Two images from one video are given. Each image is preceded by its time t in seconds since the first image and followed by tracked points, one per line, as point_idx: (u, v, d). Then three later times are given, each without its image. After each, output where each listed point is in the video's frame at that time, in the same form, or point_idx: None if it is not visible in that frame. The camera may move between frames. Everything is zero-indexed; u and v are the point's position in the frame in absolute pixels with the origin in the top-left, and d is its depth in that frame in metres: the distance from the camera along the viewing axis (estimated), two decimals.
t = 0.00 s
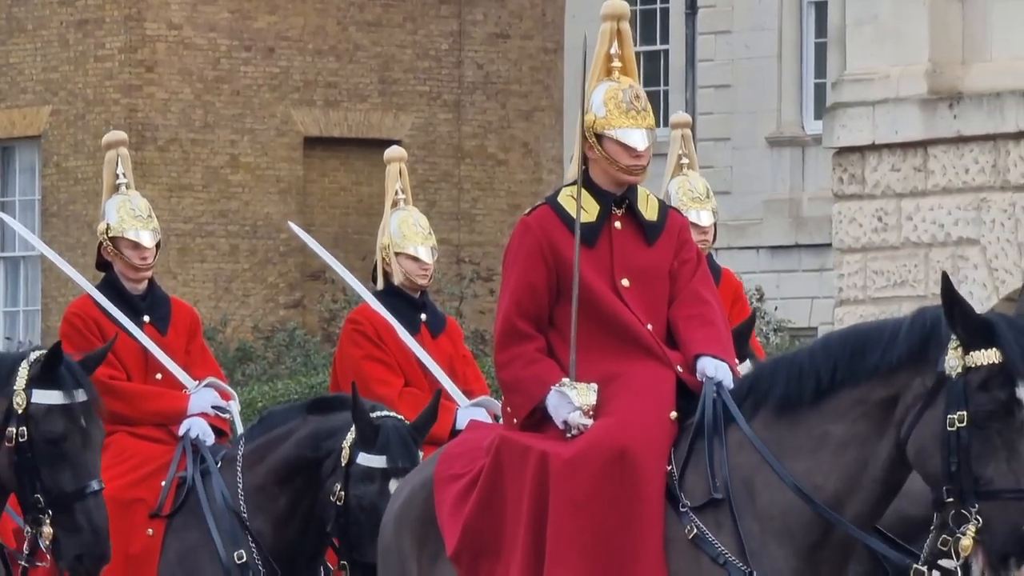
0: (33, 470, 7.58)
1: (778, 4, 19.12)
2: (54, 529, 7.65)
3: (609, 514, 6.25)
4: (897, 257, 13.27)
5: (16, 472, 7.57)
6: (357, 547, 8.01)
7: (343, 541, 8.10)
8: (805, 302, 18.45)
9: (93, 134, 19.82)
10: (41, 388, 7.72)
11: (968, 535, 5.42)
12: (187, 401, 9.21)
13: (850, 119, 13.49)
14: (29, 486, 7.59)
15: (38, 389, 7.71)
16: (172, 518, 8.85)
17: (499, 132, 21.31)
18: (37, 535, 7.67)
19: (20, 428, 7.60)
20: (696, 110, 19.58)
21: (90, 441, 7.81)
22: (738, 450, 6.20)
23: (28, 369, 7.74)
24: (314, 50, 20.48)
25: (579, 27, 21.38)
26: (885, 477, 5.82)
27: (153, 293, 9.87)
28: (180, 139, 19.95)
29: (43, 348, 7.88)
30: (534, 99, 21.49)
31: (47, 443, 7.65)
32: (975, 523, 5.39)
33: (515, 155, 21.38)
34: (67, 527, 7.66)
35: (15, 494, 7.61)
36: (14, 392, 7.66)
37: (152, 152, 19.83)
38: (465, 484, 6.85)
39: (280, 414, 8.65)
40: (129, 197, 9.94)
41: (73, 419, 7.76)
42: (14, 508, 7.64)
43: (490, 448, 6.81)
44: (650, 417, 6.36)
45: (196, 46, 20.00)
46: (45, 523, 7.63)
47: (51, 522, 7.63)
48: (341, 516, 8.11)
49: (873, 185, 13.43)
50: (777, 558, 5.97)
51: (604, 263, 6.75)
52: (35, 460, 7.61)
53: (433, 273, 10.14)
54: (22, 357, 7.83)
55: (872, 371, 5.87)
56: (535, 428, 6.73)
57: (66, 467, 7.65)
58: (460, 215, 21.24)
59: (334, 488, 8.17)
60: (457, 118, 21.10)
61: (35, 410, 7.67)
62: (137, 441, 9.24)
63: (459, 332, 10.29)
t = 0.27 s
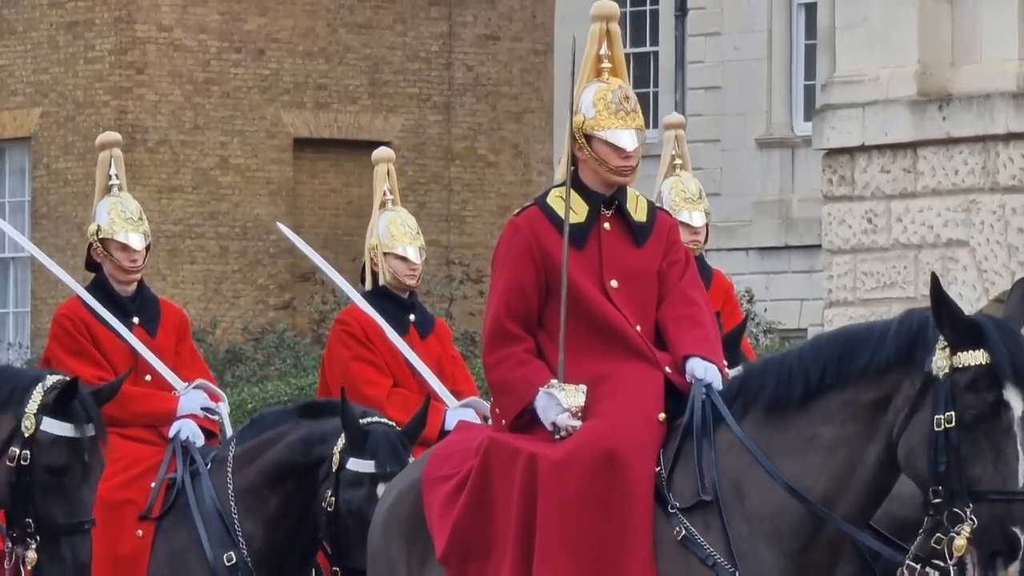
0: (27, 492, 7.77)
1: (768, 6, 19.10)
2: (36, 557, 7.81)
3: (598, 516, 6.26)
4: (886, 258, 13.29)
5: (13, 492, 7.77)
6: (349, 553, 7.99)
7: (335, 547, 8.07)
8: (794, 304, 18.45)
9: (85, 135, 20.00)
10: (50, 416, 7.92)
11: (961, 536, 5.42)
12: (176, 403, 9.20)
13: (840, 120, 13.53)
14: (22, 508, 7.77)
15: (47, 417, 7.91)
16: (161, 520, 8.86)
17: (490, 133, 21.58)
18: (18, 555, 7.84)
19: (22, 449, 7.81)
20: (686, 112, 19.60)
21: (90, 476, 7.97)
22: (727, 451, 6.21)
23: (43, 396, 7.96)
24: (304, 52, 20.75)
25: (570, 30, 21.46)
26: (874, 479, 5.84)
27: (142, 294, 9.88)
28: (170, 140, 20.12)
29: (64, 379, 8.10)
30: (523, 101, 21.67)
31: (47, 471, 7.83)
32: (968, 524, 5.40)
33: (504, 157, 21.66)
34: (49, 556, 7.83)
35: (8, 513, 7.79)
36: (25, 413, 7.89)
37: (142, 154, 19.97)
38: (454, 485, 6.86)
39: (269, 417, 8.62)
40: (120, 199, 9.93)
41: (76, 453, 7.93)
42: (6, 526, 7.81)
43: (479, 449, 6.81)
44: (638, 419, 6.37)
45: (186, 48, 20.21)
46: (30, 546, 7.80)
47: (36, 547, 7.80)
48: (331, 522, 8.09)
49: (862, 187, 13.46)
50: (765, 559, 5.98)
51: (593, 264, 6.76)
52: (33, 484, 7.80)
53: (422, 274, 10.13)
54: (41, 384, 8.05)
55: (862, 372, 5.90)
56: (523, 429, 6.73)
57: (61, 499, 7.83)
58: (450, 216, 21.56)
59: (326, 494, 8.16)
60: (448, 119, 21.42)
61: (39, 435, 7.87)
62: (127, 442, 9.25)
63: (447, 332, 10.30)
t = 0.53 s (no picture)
0: (37, 461, 7.82)
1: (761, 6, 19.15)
2: (50, 521, 7.83)
3: (590, 515, 6.26)
4: (880, 258, 13.31)
5: (19, 460, 7.82)
6: (343, 548, 7.98)
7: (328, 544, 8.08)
8: (787, 303, 18.58)
9: (78, 134, 20.27)
10: (51, 378, 8.00)
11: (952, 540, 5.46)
12: (171, 401, 9.22)
13: (834, 119, 13.54)
14: (32, 473, 7.82)
15: (49, 379, 7.99)
16: (154, 518, 8.83)
17: (483, 132, 21.72)
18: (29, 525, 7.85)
19: (27, 415, 7.88)
20: (681, 111, 19.54)
21: (95, 437, 8.05)
22: (719, 451, 6.22)
23: (41, 360, 8.04)
24: (297, 51, 20.91)
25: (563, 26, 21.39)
26: (866, 481, 5.87)
27: (137, 292, 9.87)
28: (164, 139, 20.37)
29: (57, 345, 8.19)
30: (517, 99, 21.83)
31: (54, 434, 7.90)
32: (957, 530, 5.45)
33: (499, 156, 21.80)
34: (64, 518, 7.84)
35: (14, 483, 7.84)
36: (26, 379, 7.97)
37: (135, 152, 20.25)
38: (446, 484, 6.87)
39: (262, 415, 8.66)
40: (116, 197, 9.95)
41: (80, 413, 8.00)
42: (17, 497, 7.83)
43: (471, 448, 6.82)
44: (631, 419, 6.38)
45: (181, 47, 20.42)
46: (43, 512, 7.81)
47: (48, 512, 7.82)
48: (326, 518, 8.11)
49: (856, 186, 13.48)
50: (758, 560, 6.00)
51: (586, 263, 6.77)
52: (40, 448, 7.86)
53: (412, 273, 10.16)
54: (33, 354, 8.13)
55: (854, 374, 5.91)
56: (516, 428, 6.74)
57: (70, 460, 7.88)
58: (444, 215, 21.70)
59: (320, 490, 8.17)
60: (441, 119, 21.55)
61: (42, 398, 7.94)
62: (122, 440, 9.22)
63: (438, 331, 10.30)
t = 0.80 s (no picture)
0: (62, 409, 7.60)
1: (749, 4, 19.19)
2: (95, 460, 7.64)
3: (579, 513, 6.27)
4: (869, 255, 13.26)
5: (42, 417, 7.58)
6: (330, 545, 8.01)
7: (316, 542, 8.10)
8: (777, 301, 18.49)
9: (68, 132, 20.29)
10: (47, 333, 7.74)
11: (928, 550, 5.44)
12: (160, 400, 9.21)
13: (822, 117, 13.53)
14: (60, 424, 7.60)
15: (46, 333, 7.73)
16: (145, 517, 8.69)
17: (472, 130, 21.86)
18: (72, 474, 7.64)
19: (39, 369, 7.62)
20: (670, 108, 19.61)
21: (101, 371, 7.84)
22: (708, 449, 6.22)
23: (27, 320, 7.76)
24: (287, 48, 21.00)
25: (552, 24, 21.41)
26: (854, 481, 5.86)
27: (126, 291, 9.84)
28: (153, 137, 20.42)
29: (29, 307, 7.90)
30: (506, 97, 22.00)
31: (68, 383, 7.68)
32: (936, 541, 5.42)
33: (487, 153, 21.96)
34: (107, 453, 7.67)
35: (43, 440, 7.60)
36: (21, 340, 7.68)
37: (124, 150, 20.30)
38: (435, 481, 6.86)
39: (253, 413, 8.67)
40: (106, 196, 9.96)
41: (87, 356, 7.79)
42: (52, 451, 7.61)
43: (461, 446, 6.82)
44: (620, 416, 6.38)
45: (170, 45, 20.50)
46: (84, 455, 7.62)
47: (88, 453, 7.63)
48: (315, 517, 8.12)
49: (845, 183, 13.44)
50: (747, 558, 6.01)
51: (574, 260, 6.77)
52: (61, 399, 7.63)
53: (398, 271, 10.17)
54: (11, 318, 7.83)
55: (849, 378, 5.90)
56: (504, 425, 6.74)
57: (93, 400, 7.69)
58: (433, 213, 21.82)
59: (310, 489, 8.17)
60: (431, 116, 21.69)
61: (50, 352, 7.69)
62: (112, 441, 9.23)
63: (424, 328, 10.29)
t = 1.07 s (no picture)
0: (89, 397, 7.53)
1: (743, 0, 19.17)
2: (130, 443, 7.59)
3: (572, 510, 6.27)
4: (861, 253, 13.28)
5: (69, 410, 7.50)
6: (321, 547, 8.05)
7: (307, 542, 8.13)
8: (769, 299, 18.57)
9: (61, 130, 20.40)
10: (59, 328, 7.66)
11: (916, 562, 5.43)
12: (155, 396, 9.20)
13: (814, 116, 13.57)
14: (91, 414, 7.52)
15: (58, 329, 7.65)
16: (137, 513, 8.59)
17: (465, 128, 22.00)
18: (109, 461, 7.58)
19: (60, 364, 7.54)
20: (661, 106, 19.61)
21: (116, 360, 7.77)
22: (702, 448, 6.23)
23: (35, 318, 7.67)
24: (279, 46, 21.17)
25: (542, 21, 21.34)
26: (849, 485, 5.86)
27: (120, 288, 9.85)
28: (146, 135, 20.53)
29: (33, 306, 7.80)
30: (499, 95, 22.10)
31: (88, 373, 7.60)
32: (923, 552, 5.41)
33: (480, 151, 22.06)
34: (137, 434, 7.61)
35: (74, 434, 7.53)
36: (35, 339, 7.59)
37: (117, 148, 20.41)
38: (427, 478, 6.87)
39: (245, 411, 8.71)
40: (100, 192, 9.94)
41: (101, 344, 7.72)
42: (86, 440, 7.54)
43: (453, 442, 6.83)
44: (614, 415, 6.39)
45: (162, 42, 20.60)
46: (119, 441, 7.55)
47: (124, 438, 7.57)
48: (307, 518, 8.15)
49: (837, 180, 13.45)
50: (741, 557, 6.01)
51: (568, 257, 6.78)
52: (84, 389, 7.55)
53: (390, 269, 10.18)
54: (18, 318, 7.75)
55: (845, 382, 5.90)
56: (497, 422, 6.74)
57: (116, 385, 7.63)
58: (426, 211, 21.97)
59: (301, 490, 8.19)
60: (423, 114, 21.83)
61: (66, 347, 7.60)
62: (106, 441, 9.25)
63: (416, 325, 10.30)
